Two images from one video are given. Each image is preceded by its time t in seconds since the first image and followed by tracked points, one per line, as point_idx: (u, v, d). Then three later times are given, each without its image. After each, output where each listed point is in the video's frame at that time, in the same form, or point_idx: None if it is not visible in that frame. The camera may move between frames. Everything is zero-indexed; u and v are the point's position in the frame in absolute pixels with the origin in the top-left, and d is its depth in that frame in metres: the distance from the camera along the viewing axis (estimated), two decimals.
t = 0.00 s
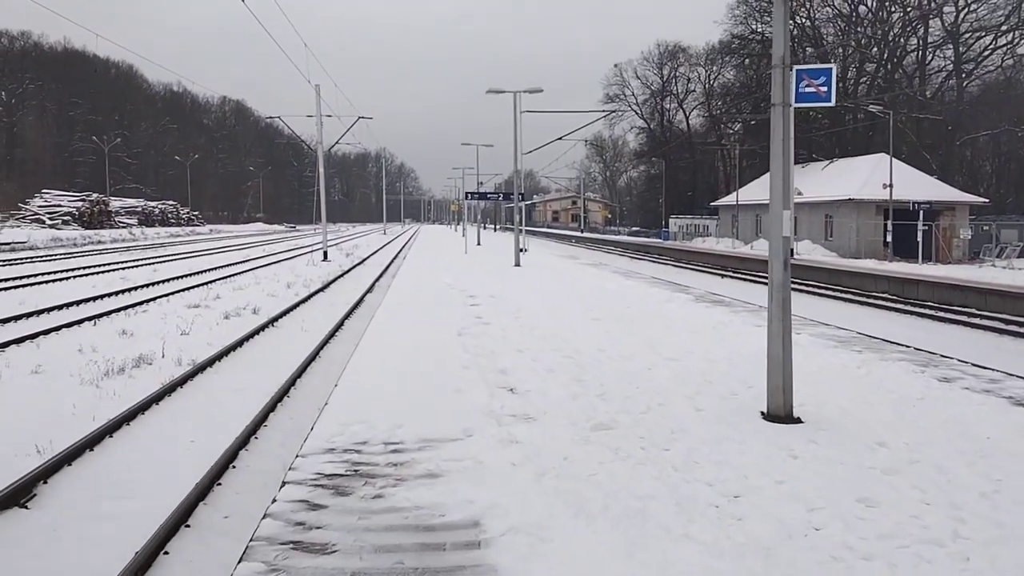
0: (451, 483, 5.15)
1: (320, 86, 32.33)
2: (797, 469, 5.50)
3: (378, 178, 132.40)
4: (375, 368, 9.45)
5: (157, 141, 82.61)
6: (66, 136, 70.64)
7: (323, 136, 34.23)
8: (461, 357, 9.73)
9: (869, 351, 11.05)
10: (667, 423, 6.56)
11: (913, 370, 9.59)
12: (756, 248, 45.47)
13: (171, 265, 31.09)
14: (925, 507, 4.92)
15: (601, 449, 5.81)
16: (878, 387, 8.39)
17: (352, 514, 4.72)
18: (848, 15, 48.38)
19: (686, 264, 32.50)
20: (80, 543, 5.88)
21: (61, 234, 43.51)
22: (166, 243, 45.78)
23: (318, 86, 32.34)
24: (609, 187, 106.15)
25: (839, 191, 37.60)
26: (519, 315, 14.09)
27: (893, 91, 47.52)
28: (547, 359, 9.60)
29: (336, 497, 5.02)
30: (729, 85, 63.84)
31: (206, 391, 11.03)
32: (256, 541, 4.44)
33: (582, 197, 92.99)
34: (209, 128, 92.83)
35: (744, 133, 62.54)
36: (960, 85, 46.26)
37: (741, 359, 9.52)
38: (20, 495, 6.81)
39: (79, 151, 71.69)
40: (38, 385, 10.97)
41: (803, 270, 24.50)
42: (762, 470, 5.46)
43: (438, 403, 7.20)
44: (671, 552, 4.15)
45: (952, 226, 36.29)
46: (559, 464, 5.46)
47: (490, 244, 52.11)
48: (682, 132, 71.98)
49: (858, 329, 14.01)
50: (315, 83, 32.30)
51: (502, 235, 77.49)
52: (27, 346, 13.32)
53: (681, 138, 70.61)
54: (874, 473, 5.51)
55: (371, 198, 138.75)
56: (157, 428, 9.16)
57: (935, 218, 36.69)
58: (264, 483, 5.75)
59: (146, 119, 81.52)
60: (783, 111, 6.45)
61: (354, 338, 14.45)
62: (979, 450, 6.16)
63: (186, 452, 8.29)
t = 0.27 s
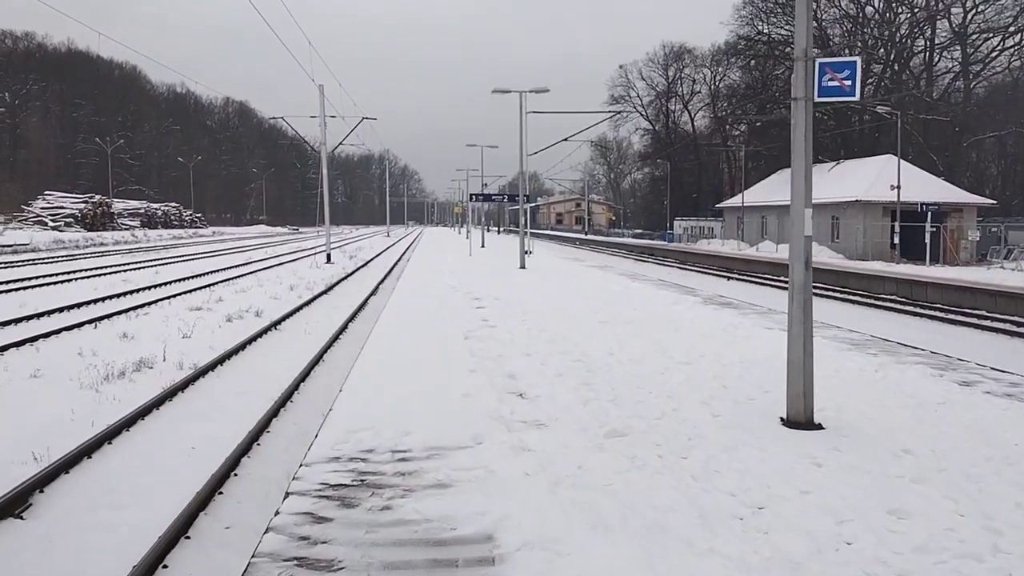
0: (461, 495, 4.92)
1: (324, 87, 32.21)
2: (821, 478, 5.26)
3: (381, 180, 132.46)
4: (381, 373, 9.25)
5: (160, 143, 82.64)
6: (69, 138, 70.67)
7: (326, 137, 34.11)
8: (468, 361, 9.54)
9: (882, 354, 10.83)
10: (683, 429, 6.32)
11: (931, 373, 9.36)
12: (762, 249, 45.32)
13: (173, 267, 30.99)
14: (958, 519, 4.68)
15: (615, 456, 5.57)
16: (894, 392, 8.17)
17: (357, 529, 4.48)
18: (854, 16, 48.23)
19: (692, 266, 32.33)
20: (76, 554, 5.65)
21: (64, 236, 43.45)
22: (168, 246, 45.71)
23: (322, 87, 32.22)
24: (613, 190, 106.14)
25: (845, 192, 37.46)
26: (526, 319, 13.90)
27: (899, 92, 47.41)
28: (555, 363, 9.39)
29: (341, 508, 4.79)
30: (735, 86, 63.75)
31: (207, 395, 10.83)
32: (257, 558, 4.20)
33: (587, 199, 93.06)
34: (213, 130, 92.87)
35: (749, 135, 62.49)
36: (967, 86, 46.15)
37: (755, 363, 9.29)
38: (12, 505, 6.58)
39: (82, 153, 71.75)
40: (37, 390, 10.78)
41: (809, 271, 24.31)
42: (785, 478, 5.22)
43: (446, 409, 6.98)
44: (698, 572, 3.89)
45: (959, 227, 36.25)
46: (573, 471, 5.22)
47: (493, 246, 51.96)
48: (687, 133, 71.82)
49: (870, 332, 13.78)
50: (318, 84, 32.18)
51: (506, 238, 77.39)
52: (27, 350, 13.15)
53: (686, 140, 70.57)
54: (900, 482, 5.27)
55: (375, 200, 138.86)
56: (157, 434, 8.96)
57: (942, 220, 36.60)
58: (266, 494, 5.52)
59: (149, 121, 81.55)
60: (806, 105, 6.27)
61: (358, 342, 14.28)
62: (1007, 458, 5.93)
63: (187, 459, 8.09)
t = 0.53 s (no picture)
0: (467, 509, 4.70)
1: (328, 88, 32.05)
2: (843, 490, 5.03)
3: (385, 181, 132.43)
4: (384, 379, 9.04)
5: (162, 145, 82.65)
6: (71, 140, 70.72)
7: (329, 139, 33.94)
8: (473, 369, 9.33)
9: (896, 360, 10.58)
10: (697, 438, 6.10)
11: (947, 379, 9.12)
12: (767, 251, 45.09)
13: (175, 269, 30.85)
14: (990, 536, 4.44)
15: (626, 467, 5.35)
16: (911, 398, 7.94)
17: (357, 547, 4.27)
18: (860, 17, 47.96)
19: (696, 269, 32.11)
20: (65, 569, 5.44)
21: (66, 238, 43.37)
22: (170, 248, 45.63)
23: (326, 88, 32.06)
24: (617, 192, 105.92)
25: (850, 194, 37.24)
26: (531, 324, 13.68)
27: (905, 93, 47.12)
28: (562, 371, 9.17)
29: (341, 525, 4.57)
30: (740, 88, 63.55)
31: (207, 400, 10.64)
32: None
33: (591, 201, 92.82)
34: (216, 132, 92.88)
35: (754, 136, 62.25)
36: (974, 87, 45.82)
37: (767, 369, 9.07)
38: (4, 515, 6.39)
39: (84, 155, 71.77)
40: (34, 395, 10.59)
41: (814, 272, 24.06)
42: (804, 491, 4.99)
43: (451, 418, 6.78)
44: None
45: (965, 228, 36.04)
46: (583, 485, 5.00)
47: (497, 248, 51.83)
48: (691, 135, 71.61)
49: (880, 335, 13.54)
50: (322, 85, 32.03)
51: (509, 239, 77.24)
52: (25, 355, 13.00)
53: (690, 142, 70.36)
54: (924, 495, 5.03)
55: (379, 202, 138.80)
56: (155, 441, 8.77)
57: (949, 221, 36.40)
58: (264, 507, 5.31)
59: (151, 122, 81.49)
60: (826, 105, 6.02)
61: (361, 346, 14.08)
62: None
63: (185, 466, 7.88)
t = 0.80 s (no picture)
0: (472, 522, 4.49)
1: (330, 89, 31.89)
2: (865, 500, 4.81)
3: (389, 184, 132.41)
4: (388, 385, 8.86)
5: (165, 147, 82.61)
6: (73, 143, 70.69)
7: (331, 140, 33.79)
8: (479, 375, 9.14)
9: (907, 365, 10.34)
10: (710, 446, 5.90)
11: (963, 384, 8.90)
12: (772, 253, 44.80)
13: (177, 271, 30.71)
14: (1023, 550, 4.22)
15: (638, 476, 5.14)
16: (928, 404, 7.71)
17: (358, 562, 4.06)
18: (865, 18, 47.66)
19: (702, 271, 31.88)
20: None
21: (69, 240, 43.28)
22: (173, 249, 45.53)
23: (328, 89, 31.90)
24: (621, 194, 105.75)
25: (857, 195, 36.98)
26: (538, 328, 13.46)
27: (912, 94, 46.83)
28: (569, 378, 8.97)
29: (341, 539, 4.37)
30: (744, 89, 63.31)
31: (207, 404, 10.45)
32: None
33: (595, 203, 92.64)
34: (218, 134, 92.84)
35: (758, 138, 61.99)
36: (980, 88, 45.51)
37: (779, 378, 8.87)
38: None
39: (86, 156, 71.74)
40: (30, 399, 10.42)
41: (821, 274, 23.82)
42: (825, 501, 4.77)
43: (455, 424, 6.57)
44: None
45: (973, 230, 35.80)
46: (594, 496, 4.78)
47: (500, 250, 51.71)
48: (696, 137, 71.41)
49: (891, 338, 13.29)
50: (324, 86, 31.89)
51: (513, 242, 76.99)
52: (23, 358, 12.84)
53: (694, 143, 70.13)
54: (950, 506, 4.81)
55: (383, 204, 138.80)
56: (154, 446, 8.57)
57: (956, 223, 36.20)
58: (262, 518, 5.11)
59: (153, 124, 81.40)
60: (843, 100, 5.81)
61: (364, 350, 13.88)
62: None
63: (182, 473, 7.68)
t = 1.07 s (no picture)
0: (475, 544, 4.24)
1: (331, 90, 31.72)
2: (890, 521, 4.55)
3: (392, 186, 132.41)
4: (390, 393, 8.61)
5: (168, 149, 82.60)
6: (76, 144, 70.71)
7: (334, 142, 33.62)
8: (483, 383, 8.89)
9: (922, 374, 10.06)
10: (724, 461, 5.65)
11: (980, 394, 8.63)
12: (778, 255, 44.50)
13: (179, 273, 30.55)
14: None
15: (649, 494, 4.89)
16: (947, 417, 7.45)
17: None
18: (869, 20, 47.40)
19: (707, 274, 31.62)
20: None
21: (72, 241, 43.16)
22: (176, 251, 45.43)
23: (329, 90, 31.72)
24: (624, 196, 105.61)
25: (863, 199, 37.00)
26: (543, 334, 13.20)
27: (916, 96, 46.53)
28: (575, 387, 8.72)
29: (336, 561, 4.13)
30: (748, 91, 63.08)
31: (204, 410, 10.21)
32: None
33: (598, 205, 92.50)
34: (221, 136, 92.86)
35: (762, 140, 61.73)
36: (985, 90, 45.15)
37: (791, 389, 8.61)
38: None
39: (89, 158, 71.73)
40: (23, 404, 10.19)
41: (826, 278, 23.58)
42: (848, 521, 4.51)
43: (459, 436, 6.34)
44: None
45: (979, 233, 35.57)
46: (603, 516, 4.53)
47: (504, 253, 51.53)
48: (700, 139, 71.24)
49: (903, 344, 13.00)
50: (326, 88, 31.72)
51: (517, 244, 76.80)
52: (18, 362, 12.63)
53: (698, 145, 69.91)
54: (979, 527, 4.55)
55: (386, 206, 138.84)
56: (149, 452, 8.31)
57: (963, 226, 35.98)
58: (255, 534, 4.87)
59: (156, 126, 81.38)
60: (858, 101, 5.57)
61: (366, 354, 13.64)
62: None
63: (177, 479, 7.41)
